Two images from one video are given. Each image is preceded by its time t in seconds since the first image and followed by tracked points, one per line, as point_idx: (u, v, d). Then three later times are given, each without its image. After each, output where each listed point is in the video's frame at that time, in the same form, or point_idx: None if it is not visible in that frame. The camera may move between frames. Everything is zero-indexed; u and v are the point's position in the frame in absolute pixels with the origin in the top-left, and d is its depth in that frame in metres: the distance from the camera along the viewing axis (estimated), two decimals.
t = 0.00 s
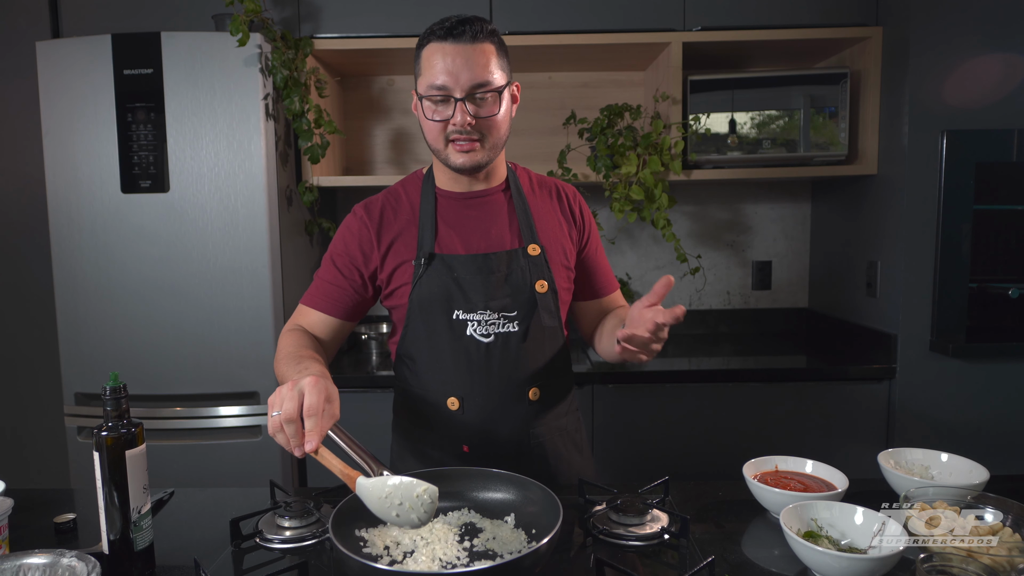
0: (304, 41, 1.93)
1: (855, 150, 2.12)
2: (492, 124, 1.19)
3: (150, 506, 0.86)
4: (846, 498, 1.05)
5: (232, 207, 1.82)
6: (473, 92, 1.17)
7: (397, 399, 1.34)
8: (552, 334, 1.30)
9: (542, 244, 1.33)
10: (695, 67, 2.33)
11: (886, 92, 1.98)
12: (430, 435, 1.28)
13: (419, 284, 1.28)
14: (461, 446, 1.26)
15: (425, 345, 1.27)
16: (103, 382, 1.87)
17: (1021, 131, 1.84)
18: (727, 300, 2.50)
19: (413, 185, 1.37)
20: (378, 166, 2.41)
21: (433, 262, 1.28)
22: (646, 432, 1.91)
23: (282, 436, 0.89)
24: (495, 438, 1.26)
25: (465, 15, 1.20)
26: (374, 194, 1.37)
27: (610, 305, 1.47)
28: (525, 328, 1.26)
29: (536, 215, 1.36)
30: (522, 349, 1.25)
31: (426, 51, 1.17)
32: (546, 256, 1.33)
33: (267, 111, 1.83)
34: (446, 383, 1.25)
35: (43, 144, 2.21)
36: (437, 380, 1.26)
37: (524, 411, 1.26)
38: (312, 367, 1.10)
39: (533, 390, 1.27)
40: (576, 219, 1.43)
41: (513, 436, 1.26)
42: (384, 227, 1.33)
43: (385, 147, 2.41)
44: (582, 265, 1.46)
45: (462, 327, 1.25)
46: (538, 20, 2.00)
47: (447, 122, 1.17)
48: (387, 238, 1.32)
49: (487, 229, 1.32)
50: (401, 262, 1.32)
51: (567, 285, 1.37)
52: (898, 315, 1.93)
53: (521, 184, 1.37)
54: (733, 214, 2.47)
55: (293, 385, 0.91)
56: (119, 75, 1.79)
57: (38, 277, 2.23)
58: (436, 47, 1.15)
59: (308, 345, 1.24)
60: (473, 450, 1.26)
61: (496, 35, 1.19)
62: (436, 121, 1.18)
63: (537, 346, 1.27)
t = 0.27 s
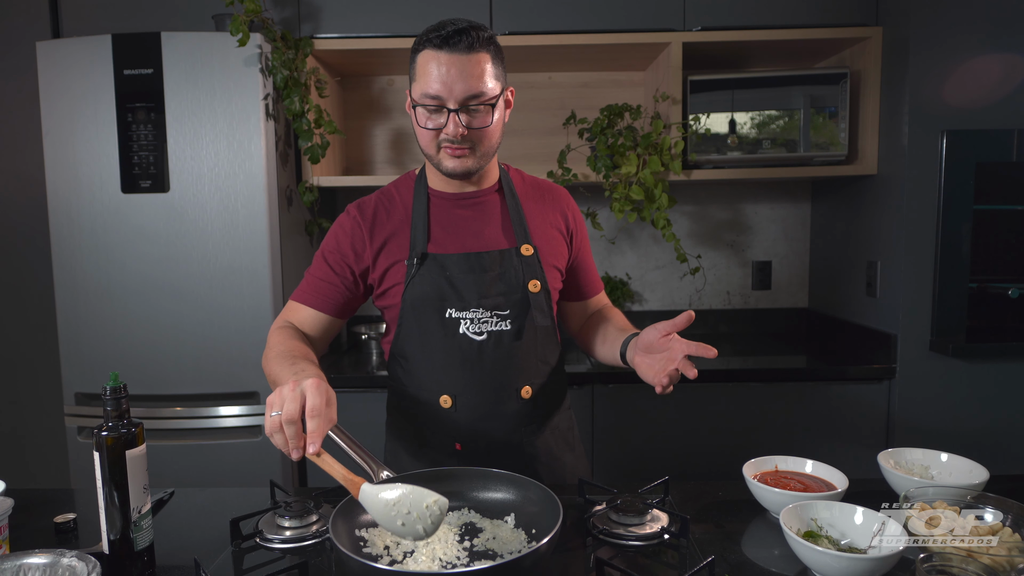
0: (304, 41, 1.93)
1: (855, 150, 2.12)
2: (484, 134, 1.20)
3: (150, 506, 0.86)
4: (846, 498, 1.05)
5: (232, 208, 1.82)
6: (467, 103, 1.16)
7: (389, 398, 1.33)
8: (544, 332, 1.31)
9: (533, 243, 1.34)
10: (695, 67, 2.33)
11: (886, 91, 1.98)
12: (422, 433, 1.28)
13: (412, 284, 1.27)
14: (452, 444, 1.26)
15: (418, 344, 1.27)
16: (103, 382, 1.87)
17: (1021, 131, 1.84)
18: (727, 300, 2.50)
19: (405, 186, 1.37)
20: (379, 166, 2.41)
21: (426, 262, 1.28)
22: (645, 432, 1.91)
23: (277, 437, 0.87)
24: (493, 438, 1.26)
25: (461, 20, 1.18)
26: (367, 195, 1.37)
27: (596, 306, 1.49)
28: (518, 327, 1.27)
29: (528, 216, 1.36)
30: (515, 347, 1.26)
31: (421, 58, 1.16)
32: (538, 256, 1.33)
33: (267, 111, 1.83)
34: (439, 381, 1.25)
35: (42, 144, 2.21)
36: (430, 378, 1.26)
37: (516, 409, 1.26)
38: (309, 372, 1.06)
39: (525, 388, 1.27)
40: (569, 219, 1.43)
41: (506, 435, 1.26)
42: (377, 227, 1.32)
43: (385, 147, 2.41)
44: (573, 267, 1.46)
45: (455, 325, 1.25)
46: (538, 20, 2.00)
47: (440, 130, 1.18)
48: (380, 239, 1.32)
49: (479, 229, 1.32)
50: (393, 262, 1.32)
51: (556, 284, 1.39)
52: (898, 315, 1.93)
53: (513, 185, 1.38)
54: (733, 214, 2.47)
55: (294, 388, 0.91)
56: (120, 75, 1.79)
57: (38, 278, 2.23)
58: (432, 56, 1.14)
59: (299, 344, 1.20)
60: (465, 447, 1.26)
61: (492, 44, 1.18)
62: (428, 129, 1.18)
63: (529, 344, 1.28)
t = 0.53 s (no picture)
0: (305, 41, 1.93)
1: (855, 150, 2.12)
2: (482, 136, 1.20)
3: (150, 506, 0.86)
4: (846, 498, 1.05)
5: (232, 207, 1.82)
6: (464, 106, 1.16)
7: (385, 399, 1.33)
8: (541, 331, 1.31)
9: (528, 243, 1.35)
10: (695, 67, 2.33)
11: (886, 92, 1.98)
12: (420, 433, 1.28)
13: (411, 285, 1.27)
14: (451, 443, 1.26)
15: (417, 344, 1.26)
16: (103, 382, 1.87)
17: (1021, 131, 1.84)
18: (727, 300, 2.50)
19: (399, 187, 1.36)
20: (379, 166, 2.41)
21: (424, 263, 1.28)
22: (645, 432, 1.91)
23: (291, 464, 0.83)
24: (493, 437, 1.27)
25: (456, 22, 1.17)
26: (361, 196, 1.36)
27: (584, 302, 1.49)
28: (516, 325, 1.27)
29: (522, 215, 1.37)
30: (513, 346, 1.27)
31: (418, 61, 1.15)
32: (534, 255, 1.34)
33: (267, 111, 1.83)
34: (438, 380, 1.25)
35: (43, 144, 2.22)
36: (429, 378, 1.26)
37: (515, 406, 1.27)
38: (320, 399, 0.98)
39: (523, 385, 1.28)
40: (560, 218, 1.44)
41: (505, 432, 1.27)
42: (373, 227, 1.31)
43: (385, 147, 2.41)
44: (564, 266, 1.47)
45: (454, 325, 1.25)
46: (538, 20, 2.00)
47: (438, 134, 1.18)
48: (376, 241, 1.31)
49: (476, 229, 1.32)
50: (391, 263, 1.31)
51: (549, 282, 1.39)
52: (898, 315, 1.93)
53: (506, 185, 1.38)
54: (733, 214, 2.47)
55: (321, 420, 0.85)
56: (120, 75, 1.79)
57: (38, 278, 2.23)
58: (429, 59, 1.13)
59: (302, 354, 1.13)
60: (463, 445, 1.27)
61: (488, 47, 1.17)
62: (427, 133, 1.18)
63: (527, 341, 1.29)
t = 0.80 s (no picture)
0: (305, 41, 1.93)
1: (855, 150, 2.12)
2: (499, 136, 1.21)
3: (150, 506, 0.86)
4: (846, 498, 1.05)
5: (232, 207, 1.82)
6: (485, 106, 1.17)
7: (384, 401, 1.32)
8: (541, 327, 1.33)
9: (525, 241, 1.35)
10: (695, 67, 2.33)
11: (886, 92, 1.98)
12: (423, 433, 1.27)
13: (412, 287, 1.26)
14: (457, 443, 1.26)
15: (419, 345, 1.26)
16: (103, 381, 1.87)
17: (1021, 132, 1.84)
18: (727, 300, 2.50)
19: (393, 189, 1.36)
20: (379, 166, 2.41)
21: (425, 265, 1.27)
22: (645, 432, 1.91)
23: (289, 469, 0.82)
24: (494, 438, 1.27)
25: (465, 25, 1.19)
26: (355, 200, 1.36)
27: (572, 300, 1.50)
28: (518, 322, 1.28)
29: (518, 214, 1.38)
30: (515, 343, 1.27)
31: (435, 61, 1.14)
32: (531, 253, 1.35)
33: (267, 111, 1.83)
34: (442, 381, 1.25)
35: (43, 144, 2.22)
36: (432, 378, 1.25)
37: (518, 402, 1.28)
38: (307, 391, 0.99)
39: (526, 381, 1.29)
40: (553, 217, 1.45)
41: (509, 430, 1.28)
42: (369, 230, 1.30)
43: (385, 147, 2.41)
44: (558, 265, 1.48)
45: (457, 324, 1.25)
46: (538, 20, 2.00)
47: (460, 134, 1.17)
48: (374, 244, 1.30)
49: (474, 228, 1.32)
50: (391, 265, 1.30)
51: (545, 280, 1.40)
52: (898, 315, 1.93)
53: (500, 185, 1.39)
54: (733, 214, 2.47)
55: (307, 418, 0.85)
56: (120, 75, 1.79)
57: (38, 277, 2.23)
58: (449, 59, 1.14)
59: (292, 355, 1.13)
60: (469, 446, 1.26)
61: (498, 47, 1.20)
62: (448, 133, 1.17)
63: (529, 336, 1.30)
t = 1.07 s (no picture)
0: (304, 41, 1.93)
1: (855, 150, 2.12)
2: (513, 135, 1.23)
3: (150, 506, 0.86)
4: (846, 498, 1.05)
5: (232, 207, 1.82)
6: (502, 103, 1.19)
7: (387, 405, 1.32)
8: (542, 326, 1.33)
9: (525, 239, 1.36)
10: (695, 67, 2.33)
11: (886, 92, 1.98)
12: (428, 436, 1.26)
13: (414, 287, 1.26)
14: (462, 443, 1.25)
15: (422, 346, 1.26)
16: (103, 381, 1.87)
17: (1021, 132, 1.84)
18: (727, 300, 2.50)
19: (390, 192, 1.35)
20: (379, 166, 2.41)
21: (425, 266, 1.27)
22: (645, 432, 1.91)
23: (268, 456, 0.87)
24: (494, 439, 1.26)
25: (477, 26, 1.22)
26: (351, 205, 1.35)
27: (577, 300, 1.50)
28: (520, 321, 1.29)
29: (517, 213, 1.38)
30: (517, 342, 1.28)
31: (456, 57, 1.16)
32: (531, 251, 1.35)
33: (267, 111, 1.83)
34: (446, 382, 1.25)
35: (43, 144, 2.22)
36: (436, 379, 1.25)
37: (523, 403, 1.28)
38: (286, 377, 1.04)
39: (530, 380, 1.29)
40: (551, 215, 1.46)
41: (514, 431, 1.27)
42: (367, 234, 1.30)
43: (385, 147, 2.41)
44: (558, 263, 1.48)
45: (459, 324, 1.26)
46: (539, 20, 2.00)
47: (480, 129, 1.17)
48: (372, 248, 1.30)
49: (475, 228, 1.32)
50: (391, 267, 1.30)
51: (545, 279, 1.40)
52: (898, 315, 1.93)
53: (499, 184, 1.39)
54: (733, 214, 2.47)
55: (274, 405, 0.89)
56: (120, 75, 1.79)
57: (37, 278, 2.23)
58: (470, 54, 1.15)
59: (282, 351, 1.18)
60: (475, 444, 1.25)
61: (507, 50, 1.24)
62: (468, 127, 1.17)
63: (530, 334, 1.31)
